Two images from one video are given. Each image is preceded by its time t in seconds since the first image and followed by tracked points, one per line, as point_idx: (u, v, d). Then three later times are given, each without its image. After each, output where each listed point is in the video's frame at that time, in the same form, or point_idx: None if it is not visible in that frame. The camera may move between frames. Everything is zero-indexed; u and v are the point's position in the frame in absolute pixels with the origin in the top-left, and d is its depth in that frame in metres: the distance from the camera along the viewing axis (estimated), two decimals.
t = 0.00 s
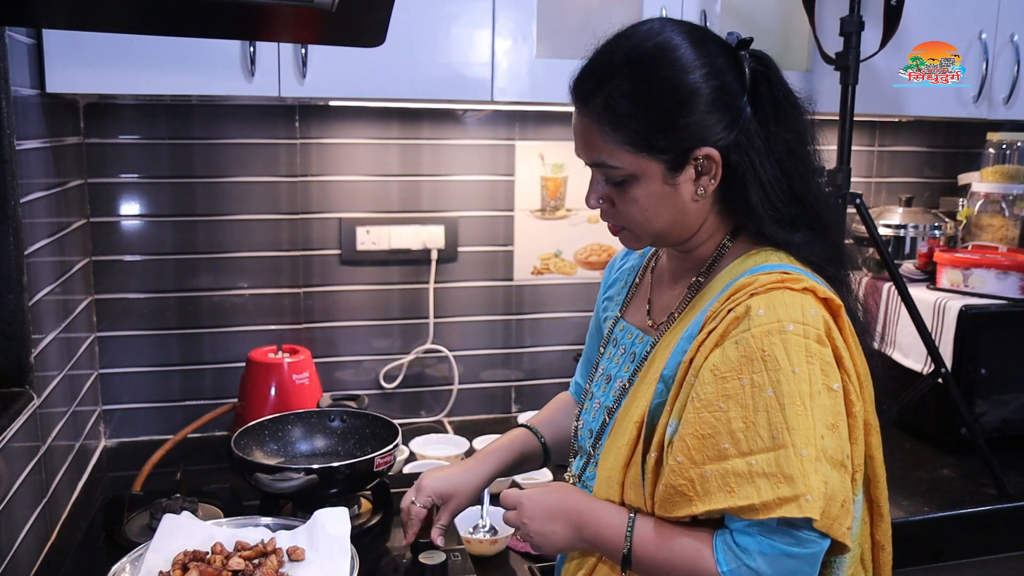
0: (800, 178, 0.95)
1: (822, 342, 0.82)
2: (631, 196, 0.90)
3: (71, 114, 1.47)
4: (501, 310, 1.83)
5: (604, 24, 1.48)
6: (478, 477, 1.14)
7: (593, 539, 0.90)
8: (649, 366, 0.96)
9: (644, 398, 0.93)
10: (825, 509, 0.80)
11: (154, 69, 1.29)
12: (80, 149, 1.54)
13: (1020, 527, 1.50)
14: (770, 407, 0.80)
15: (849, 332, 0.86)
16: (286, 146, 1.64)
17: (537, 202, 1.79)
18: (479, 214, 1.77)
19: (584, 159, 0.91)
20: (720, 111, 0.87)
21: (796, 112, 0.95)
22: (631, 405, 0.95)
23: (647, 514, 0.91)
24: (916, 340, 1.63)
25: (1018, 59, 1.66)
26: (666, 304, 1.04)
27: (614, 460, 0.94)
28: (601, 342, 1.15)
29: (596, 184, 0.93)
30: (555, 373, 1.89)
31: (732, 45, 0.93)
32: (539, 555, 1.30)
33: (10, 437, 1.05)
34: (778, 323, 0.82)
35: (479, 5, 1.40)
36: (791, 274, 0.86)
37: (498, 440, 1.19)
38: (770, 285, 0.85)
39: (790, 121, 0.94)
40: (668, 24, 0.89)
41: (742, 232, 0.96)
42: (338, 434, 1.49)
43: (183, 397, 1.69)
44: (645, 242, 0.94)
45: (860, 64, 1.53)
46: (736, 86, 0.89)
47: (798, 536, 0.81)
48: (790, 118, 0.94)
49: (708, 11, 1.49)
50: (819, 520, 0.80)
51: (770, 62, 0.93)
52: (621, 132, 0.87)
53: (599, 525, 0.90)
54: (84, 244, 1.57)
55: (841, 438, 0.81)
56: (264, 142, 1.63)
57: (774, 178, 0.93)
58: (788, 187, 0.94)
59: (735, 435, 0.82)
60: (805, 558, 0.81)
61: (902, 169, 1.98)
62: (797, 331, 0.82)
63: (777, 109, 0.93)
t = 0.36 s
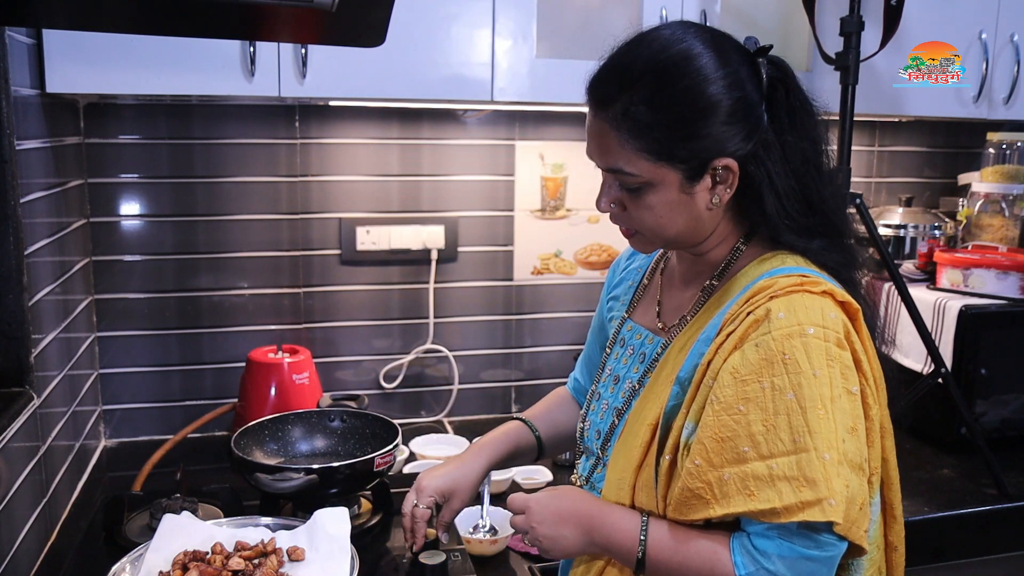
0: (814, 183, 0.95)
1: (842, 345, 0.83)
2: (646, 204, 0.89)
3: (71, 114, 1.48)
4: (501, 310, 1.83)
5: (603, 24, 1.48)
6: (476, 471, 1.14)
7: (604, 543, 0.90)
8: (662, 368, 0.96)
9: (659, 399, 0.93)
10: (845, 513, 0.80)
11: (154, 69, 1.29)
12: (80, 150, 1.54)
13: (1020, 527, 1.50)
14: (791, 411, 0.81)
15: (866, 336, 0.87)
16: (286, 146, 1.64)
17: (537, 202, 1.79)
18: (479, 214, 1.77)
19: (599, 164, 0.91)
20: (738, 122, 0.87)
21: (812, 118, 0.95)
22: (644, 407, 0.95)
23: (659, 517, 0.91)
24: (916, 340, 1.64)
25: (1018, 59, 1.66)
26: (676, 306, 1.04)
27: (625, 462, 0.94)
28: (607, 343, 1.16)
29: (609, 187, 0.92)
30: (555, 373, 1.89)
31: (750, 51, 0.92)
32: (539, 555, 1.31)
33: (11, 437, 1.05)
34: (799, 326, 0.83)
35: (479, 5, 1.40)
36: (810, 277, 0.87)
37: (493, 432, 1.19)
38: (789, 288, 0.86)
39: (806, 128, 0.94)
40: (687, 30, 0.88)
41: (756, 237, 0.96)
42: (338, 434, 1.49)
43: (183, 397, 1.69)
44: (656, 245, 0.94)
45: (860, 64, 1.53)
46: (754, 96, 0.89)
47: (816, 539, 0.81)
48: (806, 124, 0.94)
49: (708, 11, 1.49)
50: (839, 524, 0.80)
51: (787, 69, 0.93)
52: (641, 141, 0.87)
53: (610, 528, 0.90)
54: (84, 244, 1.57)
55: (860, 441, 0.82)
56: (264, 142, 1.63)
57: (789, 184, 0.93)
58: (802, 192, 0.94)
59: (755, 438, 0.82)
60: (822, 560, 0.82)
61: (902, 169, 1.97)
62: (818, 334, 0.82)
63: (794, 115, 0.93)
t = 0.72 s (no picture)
0: (818, 186, 0.95)
1: (852, 347, 0.83)
2: (656, 218, 0.89)
3: (71, 114, 1.48)
4: (501, 310, 1.83)
5: (603, 24, 1.48)
6: (475, 471, 1.14)
7: (614, 546, 0.90)
8: (670, 371, 0.97)
9: (667, 403, 0.94)
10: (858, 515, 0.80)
11: (154, 69, 1.29)
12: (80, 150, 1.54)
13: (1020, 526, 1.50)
14: (803, 413, 0.81)
15: (875, 338, 0.88)
16: (286, 146, 1.64)
17: (537, 202, 1.79)
18: (479, 214, 1.77)
19: (607, 179, 0.90)
20: (747, 135, 0.87)
21: (814, 121, 0.95)
22: (651, 410, 0.95)
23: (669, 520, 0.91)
24: (916, 340, 1.64)
25: (1018, 59, 1.66)
26: (681, 308, 1.04)
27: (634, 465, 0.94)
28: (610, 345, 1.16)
29: (615, 200, 0.92)
30: (555, 373, 1.89)
31: (755, 56, 0.91)
32: (539, 555, 1.31)
33: (11, 437, 1.05)
34: (810, 328, 0.83)
35: (479, 5, 1.40)
36: (820, 279, 0.87)
37: (493, 432, 1.19)
38: (799, 290, 0.86)
39: (808, 131, 0.94)
40: (695, 42, 0.87)
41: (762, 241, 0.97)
42: (338, 434, 1.49)
43: (183, 397, 1.69)
44: (664, 255, 0.95)
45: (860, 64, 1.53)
46: (762, 106, 0.88)
47: (829, 541, 0.81)
48: (808, 127, 0.94)
49: (708, 11, 1.49)
50: (853, 527, 0.80)
51: (790, 72, 0.92)
52: (651, 158, 0.86)
53: (620, 533, 0.90)
54: (84, 244, 1.57)
55: (871, 443, 0.82)
56: (265, 142, 1.63)
57: (794, 189, 0.93)
58: (806, 195, 0.94)
59: (767, 441, 0.82)
60: (835, 561, 0.82)
61: (902, 170, 1.97)
62: (829, 336, 0.83)
63: (797, 119, 0.93)
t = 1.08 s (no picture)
0: (820, 187, 0.95)
1: (860, 347, 0.83)
2: (662, 226, 0.89)
3: (71, 114, 1.48)
4: (501, 310, 1.83)
5: (603, 24, 1.48)
6: (476, 470, 1.14)
7: (621, 547, 0.90)
8: (676, 373, 0.97)
9: (674, 404, 0.94)
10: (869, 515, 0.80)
11: (153, 69, 1.29)
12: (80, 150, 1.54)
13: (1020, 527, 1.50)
14: (812, 413, 0.81)
15: (881, 337, 0.88)
16: (286, 146, 1.64)
17: (537, 202, 1.79)
18: (479, 214, 1.77)
19: (611, 189, 0.90)
20: (751, 142, 0.87)
21: (816, 122, 0.95)
22: (657, 411, 0.96)
23: (677, 520, 0.91)
24: (916, 340, 1.65)
25: (1018, 59, 1.66)
26: (685, 310, 1.04)
27: (641, 467, 0.94)
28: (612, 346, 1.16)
29: (620, 209, 0.92)
30: (555, 373, 1.89)
31: (755, 59, 0.91)
32: (539, 555, 1.31)
33: (11, 437, 1.05)
34: (818, 328, 0.83)
35: (479, 5, 1.40)
36: (827, 279, 0.87)
37: (493, 432, 1.19)
38: (807, 290, 0.86)
39: (811, 131, 0.94)
40: (697, 51, 0.86)
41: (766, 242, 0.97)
42: (338, 434, 1.49)
43: (183, 397, 1.69)
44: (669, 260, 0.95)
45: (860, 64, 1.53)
46: (765, 112, 0.88)
47: (838, 541, 0.81)
48: (811, 128, 0.94)
49: (708, 11, 1.49)
50: (863, 527, 0.80)
51: (791, 73, 0.92)
52: (657, 169, 0.86)
53: (628, 535, 0.90)
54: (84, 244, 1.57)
55: (879, 442, 0.83)
56: (265, 142, 1.64)
57: (798, 192, 0.93)
58: (809, 197, 0.94)
59: (777, 442, 0.82)
60: (844, 561, 0.82)
61: (902, 170, 1.97)
62: (837, 336, 0.83)
63: (799, 120, 0.93)
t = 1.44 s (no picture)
0: (822, 187, 0.95)
1: (864, 347, 0.84)
2: (664, 228, 0.89)
3: (71, 114, 1.48)
4: (501, 310, 1.83)
5: (603, 24, 1.48)
6: (477, 469, 1.14)
7: (626, 548, 0.90)
8: (679, 373, 0.97)
9: (678, 405, 0.94)
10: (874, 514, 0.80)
11: (153, 69, 1.29)
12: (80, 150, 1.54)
13: (1020, 527, 1.50)
14: (817, 413, 0.81)
15: (884, 337, 0.88)
16: (286, 146, 1.64)
17: (537, 202, 1.79)
18: (479, 214, 1.77)
19: (614, 191, 0.90)
20: (753, 143, 0.87)
21: (817, 122, 0.95)
22: (661, 412, 0.96)
23: (681, 521, 0.92)
24: (916, 340, 1.65)
25: (1018, 59, 1.66)
26: (688, 310, 1.04)
27: (646, 468, 0.95)
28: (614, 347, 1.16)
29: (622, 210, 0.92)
30: (555, 373, 1.89)
31: (756, 59, 0.91)
32: (539, 555, 1.31)
33: (11, 437, 1.05)
34: (822, 328, 0.83)
35: (479, 5, 1.40)
36: (830, 279, 0.87)
37: (493, 432, 1.19)
38: (810, 291, 0.86)
39: (812, 132, 0.94)
40: (699, 52, 0.86)
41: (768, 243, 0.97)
42: (338, 434, 1.49)
43: (183, 397, 1.69)
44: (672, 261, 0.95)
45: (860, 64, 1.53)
46: (767, 112, 0.88)
47: (844, 540, 0.82)
48: (812, 128, 0.94)
49: (708, 11, 1.49)
50: (868, 527, 0.80)
51: (792, 73, 0.92)
52: (659, 171, 0.86)
53: (633, 536, 0.89)
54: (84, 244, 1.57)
55: (883, 442, 0.83)
56: (265, 142, 1.63)
57: (800, 192, 0.93)
58: (811, 197, 0.94)
59: (781, 442, 0.82)
60: (849, 560, 0.82)
61: (902, 169, 1.97)
62: (841, 336, 0.83)
63: (800, 120, 0.93)
